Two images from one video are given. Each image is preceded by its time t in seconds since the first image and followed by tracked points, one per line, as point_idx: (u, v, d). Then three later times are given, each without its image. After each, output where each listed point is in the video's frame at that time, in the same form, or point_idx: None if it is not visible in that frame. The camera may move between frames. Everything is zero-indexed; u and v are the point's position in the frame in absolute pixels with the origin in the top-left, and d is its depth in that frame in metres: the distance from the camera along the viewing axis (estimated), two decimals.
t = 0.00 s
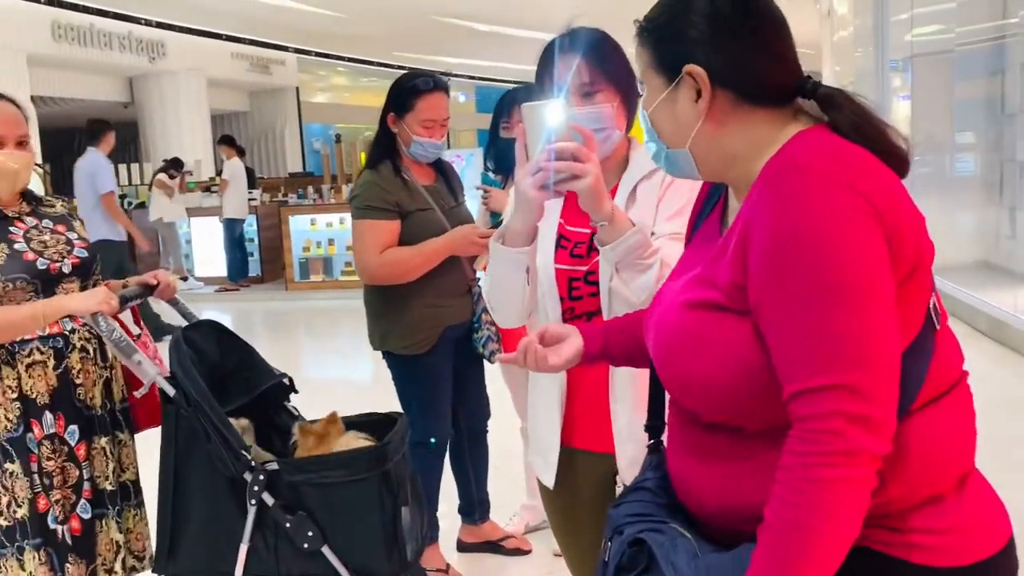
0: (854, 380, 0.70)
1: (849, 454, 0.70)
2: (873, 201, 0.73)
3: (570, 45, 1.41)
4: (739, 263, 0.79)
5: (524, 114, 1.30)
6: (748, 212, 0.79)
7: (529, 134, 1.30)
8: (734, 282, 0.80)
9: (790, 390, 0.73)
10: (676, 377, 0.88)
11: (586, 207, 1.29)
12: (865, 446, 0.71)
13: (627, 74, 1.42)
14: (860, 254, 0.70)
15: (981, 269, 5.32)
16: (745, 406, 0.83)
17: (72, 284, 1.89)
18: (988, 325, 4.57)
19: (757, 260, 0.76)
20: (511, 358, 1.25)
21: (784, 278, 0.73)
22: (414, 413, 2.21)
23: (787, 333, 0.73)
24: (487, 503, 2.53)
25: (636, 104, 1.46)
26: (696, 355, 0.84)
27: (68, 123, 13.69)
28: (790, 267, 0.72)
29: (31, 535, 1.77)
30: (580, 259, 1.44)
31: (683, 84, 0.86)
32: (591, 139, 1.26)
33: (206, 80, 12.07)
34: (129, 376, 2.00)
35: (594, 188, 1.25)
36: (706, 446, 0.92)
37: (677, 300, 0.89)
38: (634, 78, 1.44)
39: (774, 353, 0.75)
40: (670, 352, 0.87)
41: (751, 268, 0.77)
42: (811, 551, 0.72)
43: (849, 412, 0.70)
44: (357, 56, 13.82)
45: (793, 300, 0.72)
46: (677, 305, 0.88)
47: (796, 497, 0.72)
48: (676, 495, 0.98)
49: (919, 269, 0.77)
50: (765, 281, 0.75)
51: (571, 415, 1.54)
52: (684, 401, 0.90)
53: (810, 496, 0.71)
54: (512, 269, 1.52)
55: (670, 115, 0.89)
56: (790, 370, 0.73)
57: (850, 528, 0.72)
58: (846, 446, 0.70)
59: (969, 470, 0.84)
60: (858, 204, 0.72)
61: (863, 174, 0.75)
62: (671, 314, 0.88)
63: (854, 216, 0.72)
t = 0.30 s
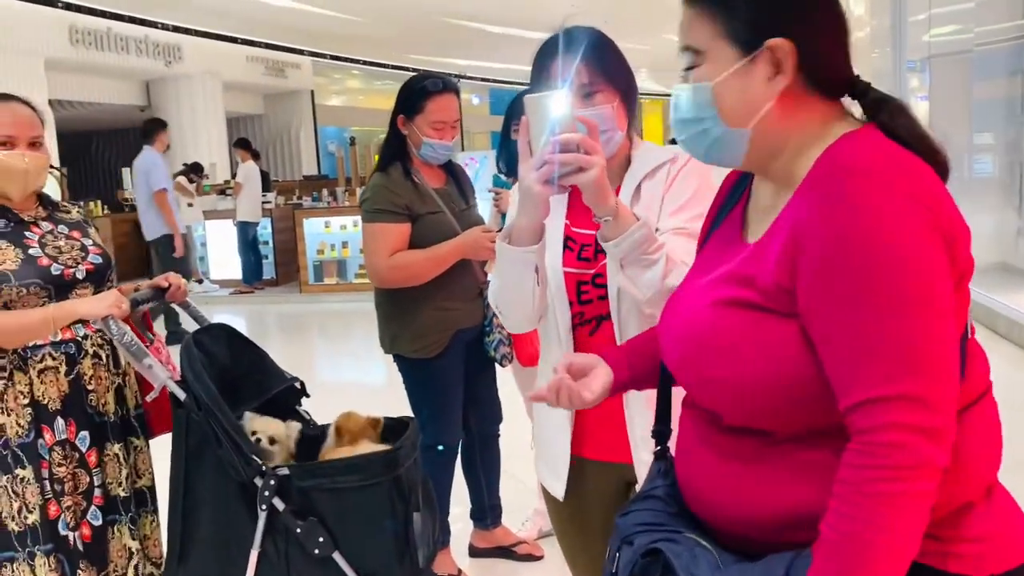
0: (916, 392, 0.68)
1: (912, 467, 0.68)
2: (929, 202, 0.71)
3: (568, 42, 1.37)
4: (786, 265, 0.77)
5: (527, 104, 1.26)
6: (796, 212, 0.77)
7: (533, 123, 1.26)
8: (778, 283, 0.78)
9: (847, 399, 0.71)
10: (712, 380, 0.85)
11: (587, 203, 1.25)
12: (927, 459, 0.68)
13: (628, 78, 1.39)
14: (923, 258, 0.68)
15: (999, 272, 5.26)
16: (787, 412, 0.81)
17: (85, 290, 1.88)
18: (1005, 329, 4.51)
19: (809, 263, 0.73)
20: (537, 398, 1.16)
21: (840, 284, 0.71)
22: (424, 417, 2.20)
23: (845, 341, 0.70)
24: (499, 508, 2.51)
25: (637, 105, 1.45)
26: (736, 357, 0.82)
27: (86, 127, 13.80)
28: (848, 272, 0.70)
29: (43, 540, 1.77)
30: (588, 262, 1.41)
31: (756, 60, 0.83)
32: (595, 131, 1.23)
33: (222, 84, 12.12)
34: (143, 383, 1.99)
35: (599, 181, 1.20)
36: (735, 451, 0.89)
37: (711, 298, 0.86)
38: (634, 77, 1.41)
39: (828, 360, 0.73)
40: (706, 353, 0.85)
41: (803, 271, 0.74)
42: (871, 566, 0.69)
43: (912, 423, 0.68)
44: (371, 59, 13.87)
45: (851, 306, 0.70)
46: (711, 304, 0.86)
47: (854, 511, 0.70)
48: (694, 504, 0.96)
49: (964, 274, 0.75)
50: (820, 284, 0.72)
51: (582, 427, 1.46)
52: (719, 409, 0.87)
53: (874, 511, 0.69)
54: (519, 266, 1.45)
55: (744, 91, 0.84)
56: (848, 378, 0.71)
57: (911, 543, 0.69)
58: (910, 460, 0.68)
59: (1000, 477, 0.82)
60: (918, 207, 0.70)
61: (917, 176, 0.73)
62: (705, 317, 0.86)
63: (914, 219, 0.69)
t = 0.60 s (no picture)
0: (1004, 365, 0.67)
1: (996, 443, 0.67)
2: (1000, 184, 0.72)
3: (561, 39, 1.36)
4: (852, 243, 0.76)
5: (540, 94, 1.24)
6: (864, 190, 0.76)
7: (544, 115, 1.25)
8: (838, 259, 0.77)
9: (927, 374, 0.70)
10: (755, 365, 0.84)
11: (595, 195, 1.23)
12: (1010, 436, 0.67)
13: (623, 69, 1.36)
14: (1006, 232, 0.68)
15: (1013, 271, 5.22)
16: (835, 401, 0.79)
17: (91, 291, 1.88)
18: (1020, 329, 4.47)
19: (883, 236, 0.73)
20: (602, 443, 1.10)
21: (921, 256, 0.70)
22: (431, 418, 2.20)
23: (928, 313, 0.69)
24: (508, 509, 2.51)
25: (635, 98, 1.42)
26: (787, 338, 0.81)
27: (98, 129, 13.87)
28: (930, 243, 0.69)
29: (45, 540, 1.77)
30: (596, 261, 1.39)
31: (858, 43, 0.89)
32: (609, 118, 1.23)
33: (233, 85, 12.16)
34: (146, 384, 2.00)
35: (612, 170, 1.19)
36: (764, 448, 0.87)
37: (756, 281, 0.85)
38: (630, 70, 1.38)
39: (902, 336, 0.72)
40: (753, 333, 0.84)
41: (878, 245, 0.73)
42: (958, 543, 0.67)
43: (998, 398, 0.67)
44: (381, 60, 13.89)
45: (930, 277, 0.69)
46: (757, 286, 0.84)
47: (941, 485, 0.68)
48: (706, 504, 0.94)
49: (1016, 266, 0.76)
50: (900, 257, 0.71)
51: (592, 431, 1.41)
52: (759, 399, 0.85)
53: (962, 486, 0.67)
54: (533, 267, 1.37)
55: (855, 72, 0.89)
56: (916, 346, 0.70)
57: (993, 522, 0.68)
58: (995, 435, 0.66)
59: None
60: (995, 185, 0.71)
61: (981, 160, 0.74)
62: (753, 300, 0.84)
63: (994, 195, 0.70)
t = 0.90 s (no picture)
0: None
1: None
2: None
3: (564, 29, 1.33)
4: (882, 231, 0.76)
5: (537, 92, 1.21)
6: (888, 178, 0.76)
7: (542, 114, 1.22)
8: (863, 248, 0.77)
9: (966, 365, 0.69)
10: (774, 356, 0.83)
11: (597, 196, 1.20)
12: None
13: (630, 57, 1.34)
14: None
15: None
16: (853, 397, 0.78)
17: (91, 289, 1.88)
18: None
19: (913, 225, 0.73)
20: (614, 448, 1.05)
21: (956, 244, 0.70)
22: (437, 415, 2.20)
23: (965, 301, 0.69)
24: (516, 506, 2.50)
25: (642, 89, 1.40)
26: (810, 328, 0.80)
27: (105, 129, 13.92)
28: (965, 231, 0.69)
29: (44, 539, 1.78)
30: (602, 258, 1.37)
31: (869, 28, 0.90)
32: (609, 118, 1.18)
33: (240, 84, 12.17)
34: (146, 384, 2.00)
35: (613, 174, 1.15)
36: (775, 446, 0.86)
37: (776, 271, 0.84)
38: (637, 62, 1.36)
39: (936, 324, 0.71)
40: (772, 323, 0.83)
41: (909, 234, 0.73)
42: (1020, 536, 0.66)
43: None
44: (387, 57, 13.89)
45: (963, 265, 0.69)
46: (776, 276, 0.84)
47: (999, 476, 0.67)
48: (718, 505, 0.93)
49: None
50: (935, 245, 0.71)
51: (600, 430, 1.40)
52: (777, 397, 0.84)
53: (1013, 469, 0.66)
54: (536, 268, 1.39)
55: (867, 60, 0.89)
56: (948, 338, 0.70)
57: None
58: None
59: None
60: None
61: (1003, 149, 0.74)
62: (774, 291, 0.84)
63: None
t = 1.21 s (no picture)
0: None
1: None
2: None
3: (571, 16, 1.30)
4: (891, 217, 0.75)
5: (534, 86, 1.20)
6: (894, 164, 0.76)
7: (539, 108, 1.21)
8: (870, 236, 0.76)
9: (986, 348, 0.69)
10: (779, 348, 0.82)
11: (596, 192, 1.18)
12: None
13: (636, 46, 1.33)
14: None
15: None
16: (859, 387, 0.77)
17: (89, 289, 1.87)
18: None
19: (921, 211, 0.72)
20: (636, 431, 1.05)
21: (970, 227, 0.69)
22: (440, 410, 2.20)
23: (981, 284, 0.68)
24: (521, 500, 2.50)
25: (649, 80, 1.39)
26: (814, 317, 0.79)
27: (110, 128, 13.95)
28: (979, 212, 0.68)
29: (36, 541, 1.78)
30: (603, 251, 1.36)
31: (874, 12, 0.89)
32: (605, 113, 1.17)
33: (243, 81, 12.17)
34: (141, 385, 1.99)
35: (609, 169, 1.14)
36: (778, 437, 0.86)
37: (778, 262, 0.84)
38: (645, 54, 1.36)
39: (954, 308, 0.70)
40: (775, 314, 0.83)
41: (921, 219, 0.72)
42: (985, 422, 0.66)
43: None
44: (391, 53, 13.87)
45: (977, 248, 0.68)
46: (779, 267, 0.83)
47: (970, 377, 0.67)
48: (721, 497, 0.93)
49: None
50: (948, 229, 0.70)
51: (600, 424, 1.39)
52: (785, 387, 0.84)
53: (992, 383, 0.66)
54: (532, 263, 1.38)
55: (873, 46, 0.88)
56: (965, 319, 0.70)
57: None
58: None
59: None
60: None
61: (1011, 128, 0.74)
62: (781, 281, 0.83)
63: None
